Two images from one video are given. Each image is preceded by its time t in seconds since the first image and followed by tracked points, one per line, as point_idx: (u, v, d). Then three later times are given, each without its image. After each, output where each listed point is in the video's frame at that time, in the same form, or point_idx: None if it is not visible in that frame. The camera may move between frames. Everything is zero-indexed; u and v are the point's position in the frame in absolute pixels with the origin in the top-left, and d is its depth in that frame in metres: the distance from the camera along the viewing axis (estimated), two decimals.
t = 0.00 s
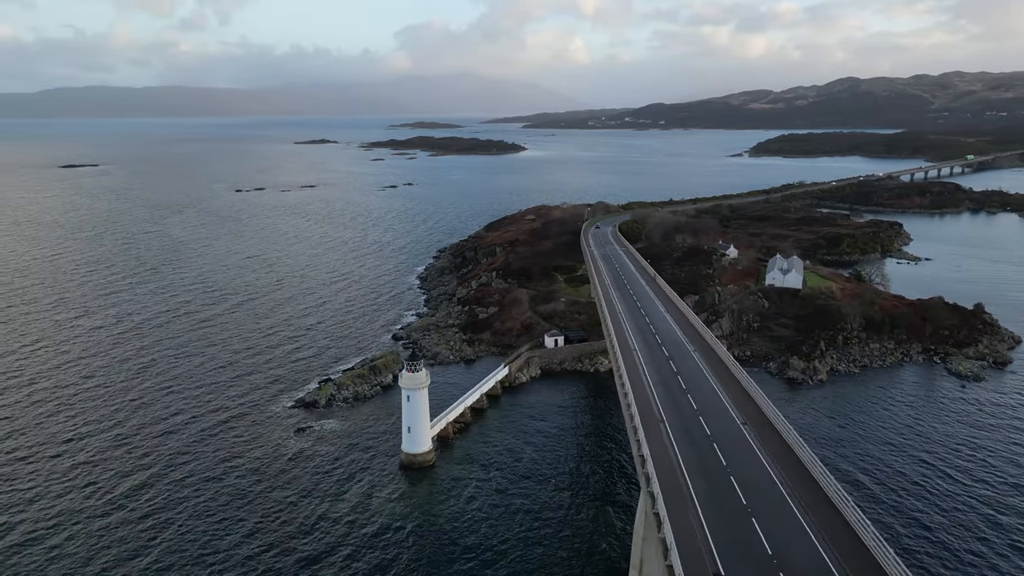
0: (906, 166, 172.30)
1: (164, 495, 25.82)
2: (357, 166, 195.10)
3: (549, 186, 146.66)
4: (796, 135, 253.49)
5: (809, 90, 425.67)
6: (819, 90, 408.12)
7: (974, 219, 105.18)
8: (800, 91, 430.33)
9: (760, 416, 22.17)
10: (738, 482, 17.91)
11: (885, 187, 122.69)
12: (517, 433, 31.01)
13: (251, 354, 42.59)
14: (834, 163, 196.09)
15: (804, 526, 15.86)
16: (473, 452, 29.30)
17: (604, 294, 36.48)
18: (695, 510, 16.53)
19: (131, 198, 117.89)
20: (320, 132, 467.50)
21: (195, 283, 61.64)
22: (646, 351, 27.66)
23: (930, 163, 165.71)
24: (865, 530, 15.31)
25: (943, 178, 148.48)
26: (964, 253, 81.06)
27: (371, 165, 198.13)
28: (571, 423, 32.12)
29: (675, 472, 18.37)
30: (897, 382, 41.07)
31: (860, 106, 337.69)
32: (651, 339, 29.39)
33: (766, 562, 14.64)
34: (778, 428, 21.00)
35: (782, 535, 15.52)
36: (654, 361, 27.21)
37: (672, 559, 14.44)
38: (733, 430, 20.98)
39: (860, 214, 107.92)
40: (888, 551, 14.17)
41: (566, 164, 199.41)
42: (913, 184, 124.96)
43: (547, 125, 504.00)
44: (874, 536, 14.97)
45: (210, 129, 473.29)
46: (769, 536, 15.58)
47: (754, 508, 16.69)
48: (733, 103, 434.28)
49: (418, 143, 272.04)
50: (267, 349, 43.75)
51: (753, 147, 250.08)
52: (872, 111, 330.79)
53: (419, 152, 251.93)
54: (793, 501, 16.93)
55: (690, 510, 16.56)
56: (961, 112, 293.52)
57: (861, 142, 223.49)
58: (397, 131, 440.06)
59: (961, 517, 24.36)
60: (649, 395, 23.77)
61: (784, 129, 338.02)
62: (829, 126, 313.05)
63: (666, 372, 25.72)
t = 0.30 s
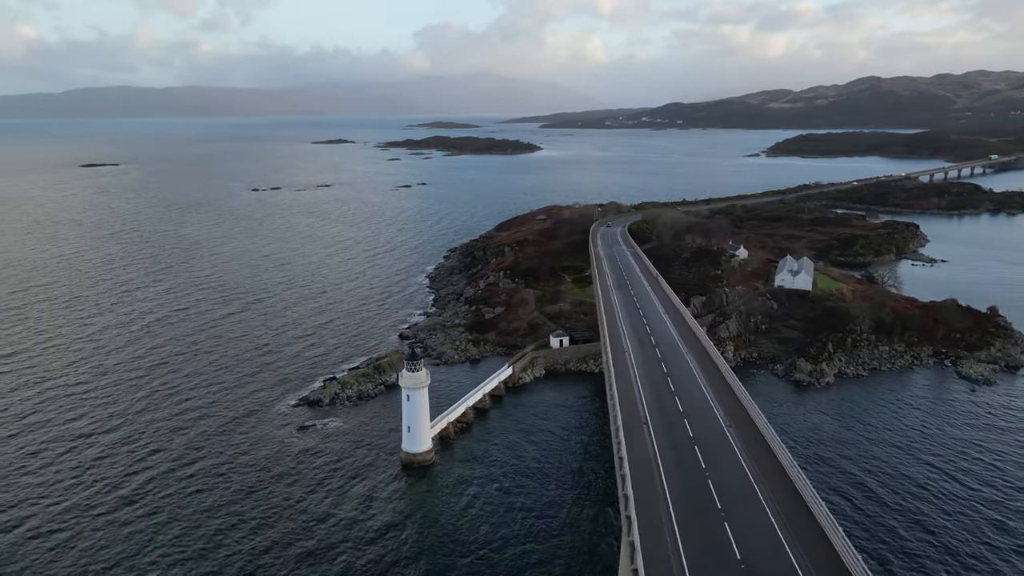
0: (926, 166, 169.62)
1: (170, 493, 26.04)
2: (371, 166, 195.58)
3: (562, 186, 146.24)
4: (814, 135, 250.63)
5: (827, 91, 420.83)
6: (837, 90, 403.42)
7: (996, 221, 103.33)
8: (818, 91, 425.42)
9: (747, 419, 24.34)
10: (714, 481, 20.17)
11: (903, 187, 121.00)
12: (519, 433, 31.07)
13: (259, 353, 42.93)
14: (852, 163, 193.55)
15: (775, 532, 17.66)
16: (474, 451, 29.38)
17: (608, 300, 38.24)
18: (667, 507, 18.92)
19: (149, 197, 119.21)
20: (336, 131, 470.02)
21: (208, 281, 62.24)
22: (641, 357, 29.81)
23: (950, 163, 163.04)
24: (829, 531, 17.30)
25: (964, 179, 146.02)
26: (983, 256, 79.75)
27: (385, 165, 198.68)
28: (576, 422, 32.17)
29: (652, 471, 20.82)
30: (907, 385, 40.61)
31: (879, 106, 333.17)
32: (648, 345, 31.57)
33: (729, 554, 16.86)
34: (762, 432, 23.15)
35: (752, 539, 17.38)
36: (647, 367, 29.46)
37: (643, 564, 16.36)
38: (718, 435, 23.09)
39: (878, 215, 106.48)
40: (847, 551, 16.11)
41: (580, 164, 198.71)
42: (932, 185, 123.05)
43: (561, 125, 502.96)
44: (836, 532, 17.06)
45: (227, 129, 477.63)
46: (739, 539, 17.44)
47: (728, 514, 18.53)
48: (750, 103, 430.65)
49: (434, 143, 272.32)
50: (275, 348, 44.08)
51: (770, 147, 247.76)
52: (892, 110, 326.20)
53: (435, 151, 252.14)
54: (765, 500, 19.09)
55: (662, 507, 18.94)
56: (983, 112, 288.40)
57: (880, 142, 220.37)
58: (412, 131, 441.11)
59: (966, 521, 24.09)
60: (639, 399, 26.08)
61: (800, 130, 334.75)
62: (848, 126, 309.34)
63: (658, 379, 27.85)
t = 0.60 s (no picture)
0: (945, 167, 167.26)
1: (173, 492, 26.21)
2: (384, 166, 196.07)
3: (574, 186, 145.87)
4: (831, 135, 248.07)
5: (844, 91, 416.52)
6: (854, 90, 399.08)
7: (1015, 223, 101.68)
8: (835, 91, 421.02)
9: (731, 422, 24.82)
10: (689, 484, 20.77)
11: (921, 188, 119.45)
12: (521, 432, 31.11)
13: (265, 351, 43.21)
14: (869, 164, 191.35)
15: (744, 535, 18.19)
16: (475, 451, 29.44)
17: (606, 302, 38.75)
18: (640, 508, 19.56)
19: (165, 196, 120.46)
20: (349, 131, 472.03)
21: (219, 280, 62.78)
22: (632, 360, 30.38)
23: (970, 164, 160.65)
24: (797, 535, 17.83)
25: (983, 180, 143.87)
26: (999, 258, 78.65)
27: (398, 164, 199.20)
28: (577, 422, 32.22)
29: (630, 472, 21.51)
30: (916, 388, 40.21)
31: (897, 105, 329.17)
32: (640, 347, 32.17)
33: (696, 556, 17.46)
34: (745, 435, 23.68)
35: (720, 543, 17.94)
36: (637, 369, 30.08)
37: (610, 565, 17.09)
38: (700, 438, 23.61)
39: (895, 216, 105.20)
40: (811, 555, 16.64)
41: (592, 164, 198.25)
42: (950, 186, 121.36)
43: (574, 125, 501.97)
44: (806, 536, 17.53)
45: (242, 129, 481.41)
46: (707, 541, 18.05)
47: (699, 517, 19.08)
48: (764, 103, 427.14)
49: (448, 143, 272.69)
50: (281, 347, 44.38)
51: (786, 148, 245.61)
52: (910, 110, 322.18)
53: (449, 151, 252.53)
54: (739, 503, 19.63)
55: (635, 508, 19.58)
56: (1004, 112, 283.81)
57: (898, 143, 217.63)
58: (425, 131, 442.24)
59: (970, 525, 23.84)
60: (626, 401, 26.74)
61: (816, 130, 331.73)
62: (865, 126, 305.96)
63: (647, 381, 28.38)
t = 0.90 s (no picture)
0: (960, 167, 165.55)
1: (172, 491, 26.27)
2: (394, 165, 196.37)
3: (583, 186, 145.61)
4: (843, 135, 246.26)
5: (856, 91, 413.45)
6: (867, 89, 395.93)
7: None
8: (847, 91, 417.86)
9: (712, 424, 24.70)
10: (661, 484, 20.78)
11: (935, 188, 118.38)
12: (519, 432, 31.17)
13: (269, 350, 43.37)
14: (882, 164, 189.75)
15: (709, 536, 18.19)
16: (473, 450, 29.50)
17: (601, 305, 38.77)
18: (608, 508, 19.65)
19: (178, 195, 121.26)
20: (360, 130, 473.29)
21: (227, 279, 63.10)
22: (619, 361, 30.39)
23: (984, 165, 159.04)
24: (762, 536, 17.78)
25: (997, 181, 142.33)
26: (1011, 259, 77.84)
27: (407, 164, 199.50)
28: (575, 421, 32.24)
29: (603, 471, 21.57)
30: (920, 391, 39.96)
31: (911, 105, 326.33)
32: (629, 348, 32.16)
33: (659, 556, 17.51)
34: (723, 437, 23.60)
35: (684, 543, 17.95)
36: (624, 369, 30.10)
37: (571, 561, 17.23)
38: (679, 440, 23.55)
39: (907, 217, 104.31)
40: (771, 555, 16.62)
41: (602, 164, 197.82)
42: (963, 186, 120.17)
43: (584, 125, 501.10)
44: (769, 537, 17.43)
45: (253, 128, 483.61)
46: (670, 541, 18.10)
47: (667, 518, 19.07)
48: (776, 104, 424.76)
49: (460, 143, 272.76)
50: (285, 346, 44.55)
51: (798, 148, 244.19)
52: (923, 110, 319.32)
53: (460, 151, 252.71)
54: (708, 503, 19.60)
55: (602, 509, 19.67)
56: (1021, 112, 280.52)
57: (911, 143, 215.65)
58: (435, 131, 442.42)
59: (970, 528, 23.65)
60: (607, 402, 26.82)
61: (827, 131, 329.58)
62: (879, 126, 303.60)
63: (632, 383, 28.38)
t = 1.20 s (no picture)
0: (969, 168, 164.51)
1: (166, 491, 26.28)
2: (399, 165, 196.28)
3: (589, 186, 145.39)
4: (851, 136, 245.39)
5: (864, 91, 411.66)
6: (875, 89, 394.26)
7: None
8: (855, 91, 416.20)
9: (688, 427, 24.62)
10: (630, 485, 20.78)
11: (943, 189, 117.75)
12: (514, 432, 31.12)
13: (268, 350, 43.43)
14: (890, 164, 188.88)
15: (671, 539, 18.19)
16: (468, 450, 29.45)
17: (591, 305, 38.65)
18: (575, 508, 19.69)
19: (185, 195, 121.56)
20: (366, 130, 473.77)
21: (231, 279, 63.23)
22: (602, 360, 30.34)
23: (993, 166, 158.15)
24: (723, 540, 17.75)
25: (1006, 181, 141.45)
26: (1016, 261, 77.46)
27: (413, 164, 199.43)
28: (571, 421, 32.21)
29: (574, 471, 21.61)
30: (919, 392, 39.83)
31: (919, 105, 324.73)
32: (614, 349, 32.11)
33: (619, 556, 17.53)
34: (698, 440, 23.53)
35: (644, 545, 17.93)
36: (607, 370, 30.06)
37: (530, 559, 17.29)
38: (654, 442, 23.48)
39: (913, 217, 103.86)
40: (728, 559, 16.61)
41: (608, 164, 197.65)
42: (972, 187, 119.37)
43: (589, 125, 500.79)
44: (731, 542, 17.45)
45: (260, 128, 484.67)
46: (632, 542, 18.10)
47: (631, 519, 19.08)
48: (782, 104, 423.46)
49: (467, 142, 272.61)
50: (284, 346, 44.59)
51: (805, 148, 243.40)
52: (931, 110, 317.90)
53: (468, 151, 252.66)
54: (675, 505, 19.62)
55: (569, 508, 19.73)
56: None
57: (919, 144, 214.65)
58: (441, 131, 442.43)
59: (965, 530, 23.57)
60: (587, 402, 26.81)
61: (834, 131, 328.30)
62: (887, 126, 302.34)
63: (613, 384, 28.32)
